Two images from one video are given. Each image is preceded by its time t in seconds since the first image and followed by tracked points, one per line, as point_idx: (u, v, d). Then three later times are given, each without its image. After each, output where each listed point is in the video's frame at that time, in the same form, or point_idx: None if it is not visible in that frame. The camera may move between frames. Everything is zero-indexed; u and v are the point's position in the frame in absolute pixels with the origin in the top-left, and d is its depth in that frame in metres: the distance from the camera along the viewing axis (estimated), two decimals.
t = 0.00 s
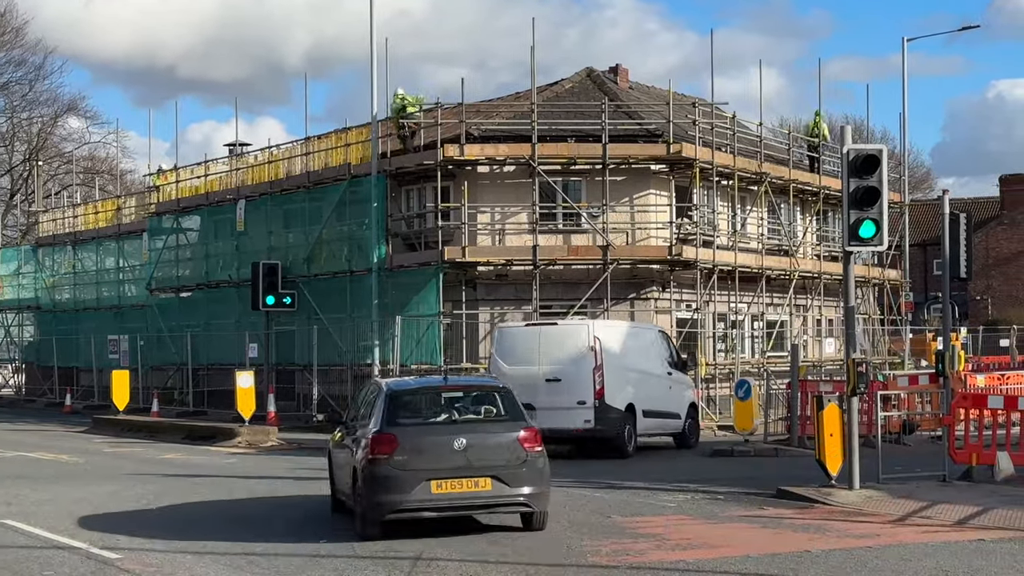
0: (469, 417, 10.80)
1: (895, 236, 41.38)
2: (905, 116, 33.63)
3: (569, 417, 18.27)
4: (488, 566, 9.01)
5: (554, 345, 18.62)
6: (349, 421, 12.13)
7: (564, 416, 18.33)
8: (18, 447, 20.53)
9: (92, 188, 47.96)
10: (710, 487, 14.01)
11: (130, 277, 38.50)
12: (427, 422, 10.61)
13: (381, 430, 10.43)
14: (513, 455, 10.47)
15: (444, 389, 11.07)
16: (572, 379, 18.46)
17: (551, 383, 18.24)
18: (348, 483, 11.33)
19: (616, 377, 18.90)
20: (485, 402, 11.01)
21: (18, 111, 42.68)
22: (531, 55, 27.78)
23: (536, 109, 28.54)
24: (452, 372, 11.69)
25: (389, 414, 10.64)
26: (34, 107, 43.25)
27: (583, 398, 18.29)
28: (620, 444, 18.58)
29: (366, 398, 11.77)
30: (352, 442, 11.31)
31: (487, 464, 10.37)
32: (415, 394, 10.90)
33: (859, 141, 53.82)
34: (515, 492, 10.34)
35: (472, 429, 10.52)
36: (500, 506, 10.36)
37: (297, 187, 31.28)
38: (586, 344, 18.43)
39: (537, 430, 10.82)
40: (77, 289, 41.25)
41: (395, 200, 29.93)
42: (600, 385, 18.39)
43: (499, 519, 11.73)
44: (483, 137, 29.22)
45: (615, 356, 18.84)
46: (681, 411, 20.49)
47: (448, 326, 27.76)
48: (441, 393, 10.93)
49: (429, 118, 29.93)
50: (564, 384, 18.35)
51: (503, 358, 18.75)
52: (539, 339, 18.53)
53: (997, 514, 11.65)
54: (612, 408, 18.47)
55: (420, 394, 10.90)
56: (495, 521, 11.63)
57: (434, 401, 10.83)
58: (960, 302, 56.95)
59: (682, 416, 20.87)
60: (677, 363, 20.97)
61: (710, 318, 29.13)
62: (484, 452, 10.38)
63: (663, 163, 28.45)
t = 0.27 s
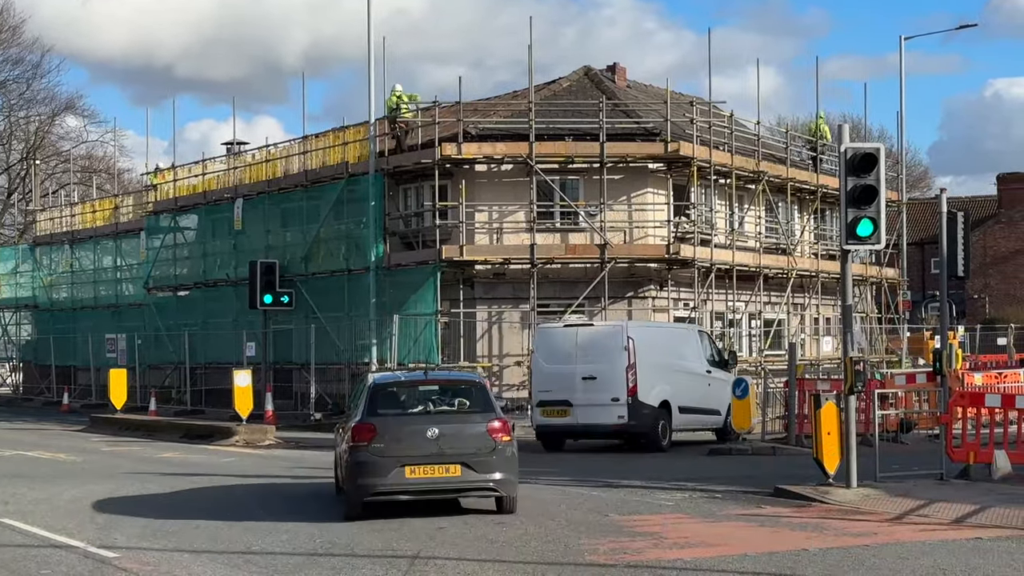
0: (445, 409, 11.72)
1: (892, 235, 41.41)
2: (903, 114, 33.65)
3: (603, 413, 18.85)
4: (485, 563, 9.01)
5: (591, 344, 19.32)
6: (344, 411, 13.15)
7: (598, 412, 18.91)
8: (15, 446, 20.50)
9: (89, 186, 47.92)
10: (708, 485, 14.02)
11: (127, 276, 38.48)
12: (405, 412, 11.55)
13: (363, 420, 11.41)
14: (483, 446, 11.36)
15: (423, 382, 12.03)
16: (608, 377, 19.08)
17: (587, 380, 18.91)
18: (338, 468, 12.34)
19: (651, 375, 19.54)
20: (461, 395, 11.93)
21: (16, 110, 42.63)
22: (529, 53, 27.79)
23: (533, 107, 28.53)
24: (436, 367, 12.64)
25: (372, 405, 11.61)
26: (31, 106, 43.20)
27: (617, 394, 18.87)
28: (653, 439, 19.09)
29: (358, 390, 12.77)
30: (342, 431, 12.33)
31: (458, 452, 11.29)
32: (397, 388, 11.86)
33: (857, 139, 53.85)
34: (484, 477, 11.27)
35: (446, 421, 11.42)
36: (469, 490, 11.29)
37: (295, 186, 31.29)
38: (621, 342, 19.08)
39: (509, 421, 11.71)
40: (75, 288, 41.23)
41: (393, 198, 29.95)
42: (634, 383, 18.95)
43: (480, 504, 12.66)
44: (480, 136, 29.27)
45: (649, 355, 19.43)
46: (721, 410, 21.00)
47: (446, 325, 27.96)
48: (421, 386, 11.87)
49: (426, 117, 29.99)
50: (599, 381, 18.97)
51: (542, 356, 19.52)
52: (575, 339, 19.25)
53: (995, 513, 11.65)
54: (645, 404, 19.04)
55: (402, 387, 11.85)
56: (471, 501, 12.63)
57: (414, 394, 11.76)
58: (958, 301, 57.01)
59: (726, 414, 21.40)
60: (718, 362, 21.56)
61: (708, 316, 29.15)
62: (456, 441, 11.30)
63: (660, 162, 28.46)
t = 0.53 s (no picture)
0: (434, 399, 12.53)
1: (890, 234, 41.45)
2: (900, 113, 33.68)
3: (643, 409, 19.68)
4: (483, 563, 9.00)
5: (631, 345, 20.19)
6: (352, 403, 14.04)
7: (639, 408, 19.75)
8: (13, 445, 20.48)
9: (87, 186, 47.88)
10: (706, 484, 14.02)
11: (125, 275, 38.46)
12: (398, 402, 12.37)
13: (357, 409, 12.26)
14: (468, 433, 12.13)
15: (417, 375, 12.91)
16: (648, 375, 19.89)
17: (626, 377, 19.79)
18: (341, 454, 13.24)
19: (689, 372, 20.35)
20: (451, 387, 12.72)
21: (13, 109, 42.58)
22: (527, 52, 27.80)
23: (531, 106, 28.54)
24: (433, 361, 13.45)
25: (367, 395, 12.45)
26: (29, 105, 43.15)
27: (656, 390, 19.68)
28: (694, 434, 19.86)
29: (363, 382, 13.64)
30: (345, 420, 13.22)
31: (444, 440, 12.07)
32: (391, 380, 12.74)
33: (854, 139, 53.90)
34: (469, 463, 12.04)
35: (434, 410, 12.23)
36: (455, 475, 12.07)
37: (293, 185, 31.29)
38: (659, 341, 19.89)
39: (494, 412, 12.46)
40: (72, 287, 41.21)
41: (391, 198, 29.98)
42: (672, 380, 19.74)
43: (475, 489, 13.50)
44: (478, 135, 29.27)
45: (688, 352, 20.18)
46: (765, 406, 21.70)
47: (444, 324, 28.03)
48: (413, 378, 12.70)
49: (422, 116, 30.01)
50: (639, 378, 19.80)
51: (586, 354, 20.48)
52: (617, 339, 20.15)
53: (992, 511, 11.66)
54: (682, 401, 19.80)
55: (396, 379, 12.69)
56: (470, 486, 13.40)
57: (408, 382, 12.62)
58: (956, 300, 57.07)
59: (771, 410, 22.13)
60: (761, 361, 22.28)
61: (706, 315, 29.16)
62: (443, 429, 12.08)
63: (658, 161, 28.49)
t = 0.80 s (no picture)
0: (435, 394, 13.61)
1: (887, 234, 41.48)
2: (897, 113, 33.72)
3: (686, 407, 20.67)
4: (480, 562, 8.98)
5: (675, 345, 21.13)
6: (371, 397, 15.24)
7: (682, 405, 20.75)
8: (10, 445, 20.45)
9: (84, 185, 47.84)
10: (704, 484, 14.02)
11: (122, 275, 38.43)
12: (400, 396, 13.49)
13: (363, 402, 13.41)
14: (465, 424, 13.21)
15: (420, 371, 13.98)
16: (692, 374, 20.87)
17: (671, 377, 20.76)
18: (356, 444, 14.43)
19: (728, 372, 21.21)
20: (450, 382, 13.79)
21: (10, 109, 42.52)
22: (524, 52, 27.80)
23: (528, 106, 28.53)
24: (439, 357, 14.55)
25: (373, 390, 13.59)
26: (26, 105, 43.08)
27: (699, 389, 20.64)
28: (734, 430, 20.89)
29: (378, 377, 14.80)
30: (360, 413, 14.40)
31: (442, 431, 13.17)
32: (396, 376, 13.85)
33: (851, 138, 53.94)
34: (464, 453, 13.12)
35: (434, 404, 13.33)
36: (453, 463, 13.16)
37: (290, 185, 31.27)
38: (702, 342, 20.83)
39: (489, 405, 13.50)
40: (69, 287, 41.18)
41: (388, 197, 29.96)
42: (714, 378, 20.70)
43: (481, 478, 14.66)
44: (475, 134, 29.24)
45: (729, 352, 21.07)
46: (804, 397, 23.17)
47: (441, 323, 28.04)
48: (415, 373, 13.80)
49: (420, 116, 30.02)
50: (683, 377, 20.77)
51: (632, 355, 21.50)
52: (662, 340, 21.10)
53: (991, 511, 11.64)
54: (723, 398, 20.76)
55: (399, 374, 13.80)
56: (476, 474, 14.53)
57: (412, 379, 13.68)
58: (953, 299, 57.13)
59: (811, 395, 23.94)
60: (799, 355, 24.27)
61: (703, 315, 29.19)
62: (440, 421, 13.17)
63: (655, 161, 28.49)
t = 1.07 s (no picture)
0: (447, 389, 15.41)
1: (885, 233, 41.51)
2: (895, 113, 33.74)
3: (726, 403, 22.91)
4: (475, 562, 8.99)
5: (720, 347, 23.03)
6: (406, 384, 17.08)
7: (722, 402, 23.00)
8: (7, 445, 20.42)
9: (82, 185, 47.80)
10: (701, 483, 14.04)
11: (120, 275, 38.40)
12: (416, 391, 15.35)
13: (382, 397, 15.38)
14: (471, 418, 15.08)
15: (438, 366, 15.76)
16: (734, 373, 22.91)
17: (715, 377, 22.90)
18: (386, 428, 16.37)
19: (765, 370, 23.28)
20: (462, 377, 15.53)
21: (7, 109, 42.46)
22: (522, 52, 27.81)
23: (526, 106, 28.55)
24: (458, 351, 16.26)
25: (392, 385, 15.51)
26: (23, 105, 43.01)
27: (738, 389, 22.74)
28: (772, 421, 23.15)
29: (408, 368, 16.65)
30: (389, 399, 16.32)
31: (450, 425, 15.08)
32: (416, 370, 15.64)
33: (849, 138, 53.98)
34: (470, 445, 15.00)
35: (445, 400, 15.19)
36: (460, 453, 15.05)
37: (288, 185, 31.26)
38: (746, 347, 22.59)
39: (494, 400, 15.26)
40: (67, 287, 41.14)
41: (386, 197, 29.95)
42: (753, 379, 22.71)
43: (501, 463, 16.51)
44: (473, 134, 29.23)
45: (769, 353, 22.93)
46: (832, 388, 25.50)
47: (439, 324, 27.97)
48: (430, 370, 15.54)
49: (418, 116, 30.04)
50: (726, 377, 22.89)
51: (679, 353, 23.56)
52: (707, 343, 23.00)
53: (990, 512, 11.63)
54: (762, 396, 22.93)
55: (417, 370, 15.58)
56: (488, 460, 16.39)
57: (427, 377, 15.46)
58: (950, 299, 57.17)
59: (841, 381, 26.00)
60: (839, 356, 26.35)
61: (700, 314, 29.21)
62: (449, 416, 15.10)
63: (653, 161, 28.50)
